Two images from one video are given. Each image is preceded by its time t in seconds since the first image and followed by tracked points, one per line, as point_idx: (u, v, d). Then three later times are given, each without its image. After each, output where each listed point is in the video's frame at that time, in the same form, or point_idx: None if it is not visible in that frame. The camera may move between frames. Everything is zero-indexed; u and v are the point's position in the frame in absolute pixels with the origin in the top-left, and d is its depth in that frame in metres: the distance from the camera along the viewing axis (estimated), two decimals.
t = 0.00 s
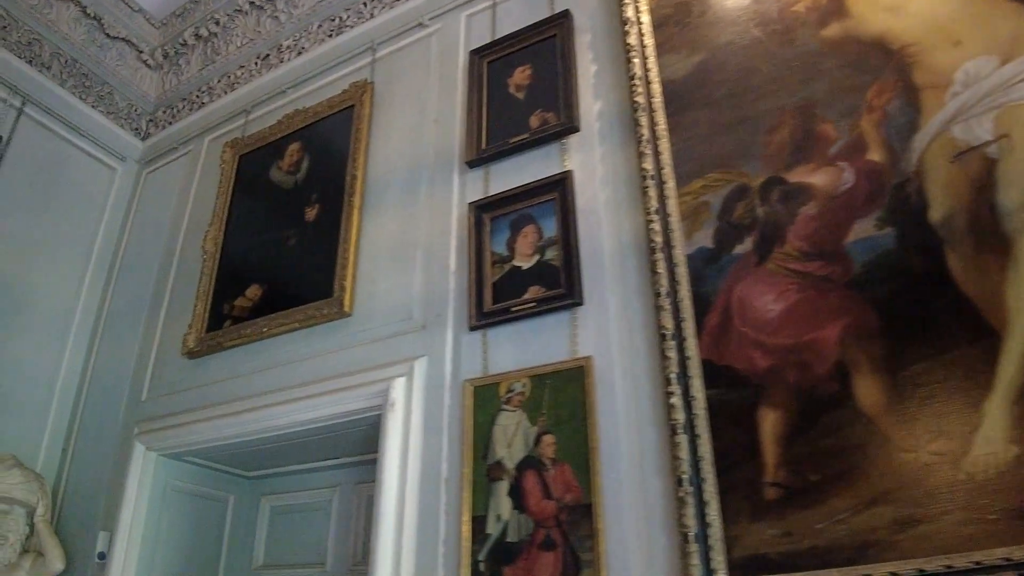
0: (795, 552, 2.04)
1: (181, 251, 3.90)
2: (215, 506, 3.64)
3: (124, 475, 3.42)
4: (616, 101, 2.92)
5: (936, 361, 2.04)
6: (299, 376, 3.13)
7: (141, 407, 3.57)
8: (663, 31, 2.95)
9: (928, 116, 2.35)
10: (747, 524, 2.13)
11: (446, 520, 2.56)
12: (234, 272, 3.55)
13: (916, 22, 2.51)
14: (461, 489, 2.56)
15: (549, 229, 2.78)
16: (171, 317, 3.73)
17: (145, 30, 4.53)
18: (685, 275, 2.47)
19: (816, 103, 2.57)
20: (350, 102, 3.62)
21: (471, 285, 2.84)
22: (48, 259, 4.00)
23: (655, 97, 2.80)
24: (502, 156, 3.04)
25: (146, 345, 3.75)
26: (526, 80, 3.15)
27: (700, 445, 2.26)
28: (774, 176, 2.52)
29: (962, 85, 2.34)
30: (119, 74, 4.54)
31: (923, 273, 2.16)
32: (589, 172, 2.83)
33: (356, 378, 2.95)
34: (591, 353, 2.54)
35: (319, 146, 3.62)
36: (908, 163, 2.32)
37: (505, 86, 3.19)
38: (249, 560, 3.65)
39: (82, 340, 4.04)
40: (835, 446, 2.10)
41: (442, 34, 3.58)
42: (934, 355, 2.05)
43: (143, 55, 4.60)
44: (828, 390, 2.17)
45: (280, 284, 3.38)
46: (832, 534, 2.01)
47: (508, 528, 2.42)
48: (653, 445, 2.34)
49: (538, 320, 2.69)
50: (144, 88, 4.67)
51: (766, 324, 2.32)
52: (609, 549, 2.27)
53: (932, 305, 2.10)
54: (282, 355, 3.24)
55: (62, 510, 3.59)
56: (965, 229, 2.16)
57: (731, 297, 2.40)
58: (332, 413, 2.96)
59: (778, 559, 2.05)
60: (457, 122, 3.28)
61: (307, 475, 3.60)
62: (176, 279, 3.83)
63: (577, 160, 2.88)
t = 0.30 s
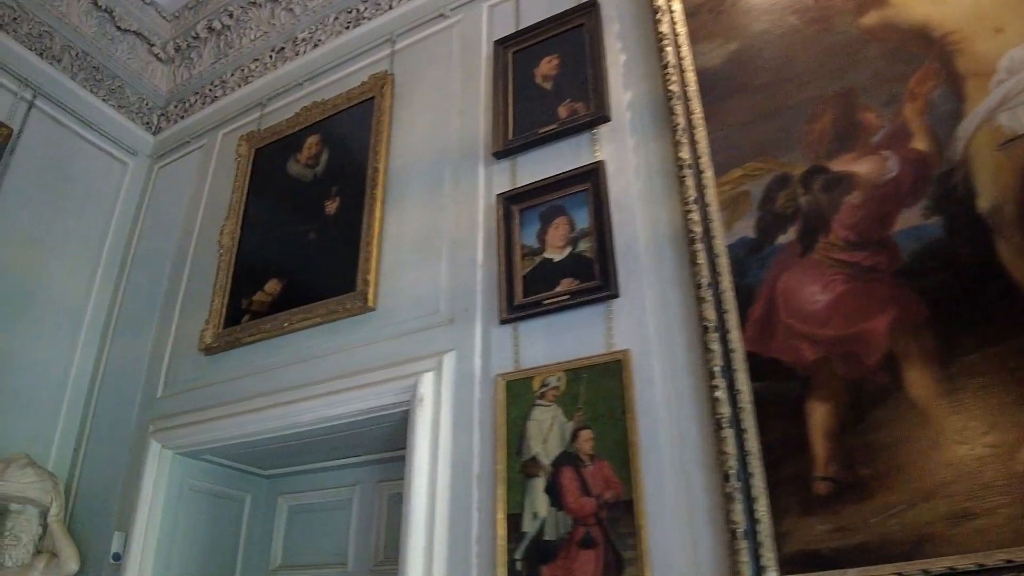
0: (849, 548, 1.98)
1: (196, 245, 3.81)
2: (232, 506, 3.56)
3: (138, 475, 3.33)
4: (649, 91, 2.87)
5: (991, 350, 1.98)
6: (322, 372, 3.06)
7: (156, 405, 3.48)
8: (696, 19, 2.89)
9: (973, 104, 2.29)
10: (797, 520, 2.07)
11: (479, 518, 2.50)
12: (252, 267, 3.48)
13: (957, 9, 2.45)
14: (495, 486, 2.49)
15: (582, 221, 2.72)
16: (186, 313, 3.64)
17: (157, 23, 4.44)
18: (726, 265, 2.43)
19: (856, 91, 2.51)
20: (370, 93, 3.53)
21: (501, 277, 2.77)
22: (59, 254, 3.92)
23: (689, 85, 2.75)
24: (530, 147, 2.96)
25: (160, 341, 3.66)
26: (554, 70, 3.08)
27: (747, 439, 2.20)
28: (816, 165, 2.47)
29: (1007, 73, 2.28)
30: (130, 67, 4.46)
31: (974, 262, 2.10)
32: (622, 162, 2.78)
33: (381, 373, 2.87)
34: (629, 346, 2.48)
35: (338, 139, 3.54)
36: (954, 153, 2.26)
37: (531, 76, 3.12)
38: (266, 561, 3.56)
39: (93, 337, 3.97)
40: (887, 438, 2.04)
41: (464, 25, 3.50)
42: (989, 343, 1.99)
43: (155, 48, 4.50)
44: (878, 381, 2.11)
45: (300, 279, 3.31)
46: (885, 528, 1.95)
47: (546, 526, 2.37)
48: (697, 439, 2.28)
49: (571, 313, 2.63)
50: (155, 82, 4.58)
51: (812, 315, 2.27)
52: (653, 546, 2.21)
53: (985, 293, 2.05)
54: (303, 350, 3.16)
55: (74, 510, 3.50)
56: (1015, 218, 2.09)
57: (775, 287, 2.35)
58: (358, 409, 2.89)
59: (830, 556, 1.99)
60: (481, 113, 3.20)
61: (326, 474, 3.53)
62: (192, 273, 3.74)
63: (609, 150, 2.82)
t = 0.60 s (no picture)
0: (924, 550, 1.89)
1: (216, 240, 3.69)
2: (255, 509, 3.45)
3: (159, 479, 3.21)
4: (694, 80, 2.78)
5: None
6: (352, 370, 2.94)
7: (176, 405, 3.36)
8: (742, 8, 2.81)
9: None
10: (867, 521, 1.99)
11: (526, 521, 2.41)
12: (276, 263, 3.37)
13: None
14: (543, 488, 2.41)
15: (627, 214, 2.63)
16: (206, 310, 3.52)
17: (174, 15, 4.34)
18: (785, 258, 2.35)
19: (913, 80, 2.41)
20: (398, 85, 3.41)
21: (543, 272, 2.68)
22: (75, 250, 3.82)
23: (738, 74, 2.67)
24: (569, 139, 2.86)
25: (180, 339, 3.54)
26: (591, 60, 2.99)
27: (813, 439, 2.11)
28: (876, 156, 2.38)
29: None
30: (145, 60, 4.35)
31: None
32: (667, 153, 2.69)
33: (418, 371, 2.78)
34: (683, 343, 2.39)
35: (364, 131, 3.43)
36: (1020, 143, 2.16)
37: (568, 66, 3.02)
38: (290, 564, 3.46)
39: (110, 335, 3.86)
40: (960, 436, 1.95)
41: (495, 15, 3.38)
42: None
43: (171, 41, 4.38)
44: (949, 377, 2.02)
45: (327, 275, 3.21)
46: (961, 529, 1.87)
47: (598, 530, 2.29)
48: (759, 439, 2.20)
49: (618, 309, 2.54)
50: (171, 75, 4.47)
51: (879, 310, 2.19)
52: (714, 549, 2.12)
53: None
54: (332, 348, 3.05)
55: (92, 513, 3.40)
56: None
57: (838, 281, 2.27)
58: (393, 408, 2.78)
59: (903, 558, 1.91)
60: (515, 104, 3.09)
61: (352, 476, 3.42)
62: (212, 268, 3.62)
63: (654, 141, 2.73)
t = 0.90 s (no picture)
0: (984, 549, 1.84)
1: (236, 238, 3.62)
2: (277, 512, 3.38)
3: (181, 481, 3.13)
4: (733, 75, 2.74)
5: None
6: (381, 369, 2.88)
7: (197, 406, 3.29)
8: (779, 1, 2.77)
9: None
10: (924, 520, 1.93)
11: (567, 522, 2.36)
12: (299, 261, 3.30)
13: None
14: (585, 489, 2.36)
15: (666, 209, 2.58)
16: (226, 309, 3.45)
17: (189, 12, 4.26)
18: (833, 253, 2.30)
19: (959, 74, 2.35)
20: (423, 81, 3.33)
21: (580, 269, 2.61)
22: (91, 248, 3.75)
23: (779, 68, 2.63)
24: (603, 134, 2.81)
25: (199, 339, 3.47)
26: (624, 54, 2.93)
27: (867, 437, 2.06)
28: (924, 150, 2.32)
29: None
30: (160, 57, 4.27)
31: None
32: (706, 148, 2.65)
33: (451, 370, 2.72)
34: (728, 341, 2.34)
35: (387, 128, 3.34)
36: None
37: (600, 60, 2.97)
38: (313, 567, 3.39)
39: (126, 335, 3.80)
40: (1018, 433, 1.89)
41: (522, 9, 3.32)
42: None
43: (186, 38, 4.31)
44: (1005, 373, 1.97)
45: (352, 273, 3.13)
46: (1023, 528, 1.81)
47: (644, 532, 2.24)
48: (810, 438, 2.15)
49: (658, 307, 2.49)
50: (186, 72, 4.39)
51: (931, 305, 2.14)
52: (766, 550, 2.07)
53: None
54: (360, 347, 2.99)
55: (110, 516, 3.33)
56: None
57: (888, 277, 2.23)
58: (426, 408, 2.72)
59: (963, 558, 1.86)
60: (545, 99, 3.03)
61: (375, 478, 3.35)
62: (232, 266, 3.55)
63: (691, 136, 2.69)
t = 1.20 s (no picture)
0: None
1: (266, 236, 3.57)
2: (312, 513, 3.33)
3: (214, 482, 3.08)
4: (779, 66, 2.71)
5: None
6: (420, 367, 2.83)
7: (229, 407, 3.24)
8: None
9: None
10: (996, 514, 1.87)
11: (622, 520, 2.32)
12: (333, 259, 3.25)
13: None
14: (642, 487, 2.32)
15: (718, 201, 2.55)
16: (258, 309, 3.40)
17: (213, 10, 4.26)
18: (893, 244, 2.27)
19: (1014, 63, 2.28)
20: (457, 77, 3.26)
21: (629, 264, 2.57)
22: (118, 247, 3.71)
23: (828, 59, 2.59)
24: (648, 127, 2.77)
25: (230, 339, 3.42)
26: (665, 47, 2.90)
27: (935, 430, 2.01)
28: (982, 140, 2.26)
29: None
30: (184, 55, 4.23)
31: None
32: (756, 140, 2.62)
33: (496, 367, 2.66)
34: (787, 335, 2.31)
35: (420, 123, 3.29)
36: None
37: (641, 53, 2.93)
38: (347, 568, 3.35)
39: (153, 335, 3.76)
40: None
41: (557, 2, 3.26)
42: None
43: (210, 36, 4.30)
44: None
45: (389, 270, 3.08)
46: None
47: (706, 530, 2.20)
48: (875, 432, 2.11)
49: (711, 301, 2.45)
50: (210, 71, 4.36)
51: (995, 296, 2.09)
52: (833, 547, 2.02)
53: None
54: (398, 345, 2.93)
55: (142, 519, 3.28)
56: None
57: (949, 267, 2.18)
58: (469, 406, 2.65)
59: None
60: (584, 91, 2.97)
61: (410, 478, 3.30)
62: (262, 265, 3.50)
63: (740, 128, 2.65)
